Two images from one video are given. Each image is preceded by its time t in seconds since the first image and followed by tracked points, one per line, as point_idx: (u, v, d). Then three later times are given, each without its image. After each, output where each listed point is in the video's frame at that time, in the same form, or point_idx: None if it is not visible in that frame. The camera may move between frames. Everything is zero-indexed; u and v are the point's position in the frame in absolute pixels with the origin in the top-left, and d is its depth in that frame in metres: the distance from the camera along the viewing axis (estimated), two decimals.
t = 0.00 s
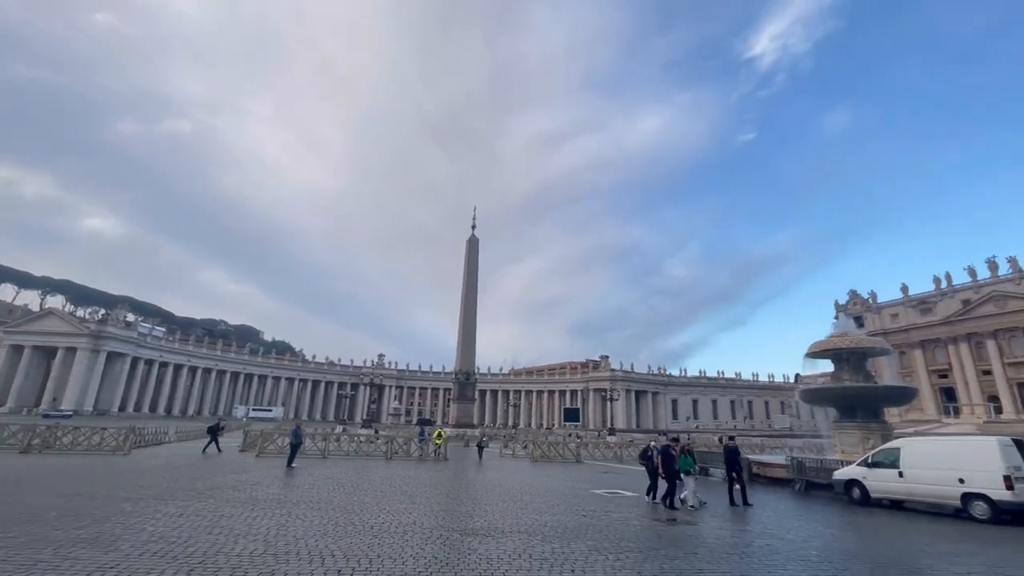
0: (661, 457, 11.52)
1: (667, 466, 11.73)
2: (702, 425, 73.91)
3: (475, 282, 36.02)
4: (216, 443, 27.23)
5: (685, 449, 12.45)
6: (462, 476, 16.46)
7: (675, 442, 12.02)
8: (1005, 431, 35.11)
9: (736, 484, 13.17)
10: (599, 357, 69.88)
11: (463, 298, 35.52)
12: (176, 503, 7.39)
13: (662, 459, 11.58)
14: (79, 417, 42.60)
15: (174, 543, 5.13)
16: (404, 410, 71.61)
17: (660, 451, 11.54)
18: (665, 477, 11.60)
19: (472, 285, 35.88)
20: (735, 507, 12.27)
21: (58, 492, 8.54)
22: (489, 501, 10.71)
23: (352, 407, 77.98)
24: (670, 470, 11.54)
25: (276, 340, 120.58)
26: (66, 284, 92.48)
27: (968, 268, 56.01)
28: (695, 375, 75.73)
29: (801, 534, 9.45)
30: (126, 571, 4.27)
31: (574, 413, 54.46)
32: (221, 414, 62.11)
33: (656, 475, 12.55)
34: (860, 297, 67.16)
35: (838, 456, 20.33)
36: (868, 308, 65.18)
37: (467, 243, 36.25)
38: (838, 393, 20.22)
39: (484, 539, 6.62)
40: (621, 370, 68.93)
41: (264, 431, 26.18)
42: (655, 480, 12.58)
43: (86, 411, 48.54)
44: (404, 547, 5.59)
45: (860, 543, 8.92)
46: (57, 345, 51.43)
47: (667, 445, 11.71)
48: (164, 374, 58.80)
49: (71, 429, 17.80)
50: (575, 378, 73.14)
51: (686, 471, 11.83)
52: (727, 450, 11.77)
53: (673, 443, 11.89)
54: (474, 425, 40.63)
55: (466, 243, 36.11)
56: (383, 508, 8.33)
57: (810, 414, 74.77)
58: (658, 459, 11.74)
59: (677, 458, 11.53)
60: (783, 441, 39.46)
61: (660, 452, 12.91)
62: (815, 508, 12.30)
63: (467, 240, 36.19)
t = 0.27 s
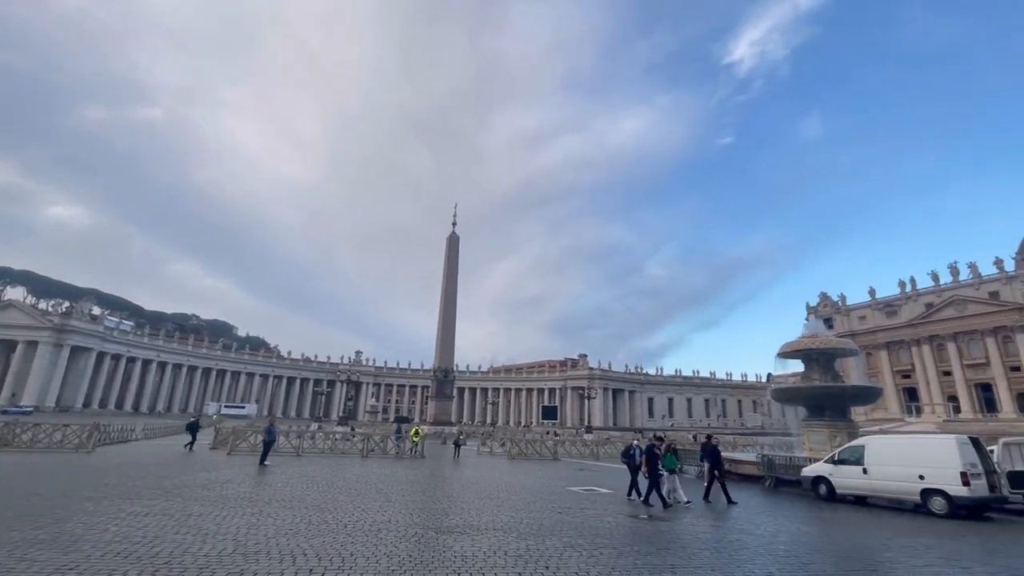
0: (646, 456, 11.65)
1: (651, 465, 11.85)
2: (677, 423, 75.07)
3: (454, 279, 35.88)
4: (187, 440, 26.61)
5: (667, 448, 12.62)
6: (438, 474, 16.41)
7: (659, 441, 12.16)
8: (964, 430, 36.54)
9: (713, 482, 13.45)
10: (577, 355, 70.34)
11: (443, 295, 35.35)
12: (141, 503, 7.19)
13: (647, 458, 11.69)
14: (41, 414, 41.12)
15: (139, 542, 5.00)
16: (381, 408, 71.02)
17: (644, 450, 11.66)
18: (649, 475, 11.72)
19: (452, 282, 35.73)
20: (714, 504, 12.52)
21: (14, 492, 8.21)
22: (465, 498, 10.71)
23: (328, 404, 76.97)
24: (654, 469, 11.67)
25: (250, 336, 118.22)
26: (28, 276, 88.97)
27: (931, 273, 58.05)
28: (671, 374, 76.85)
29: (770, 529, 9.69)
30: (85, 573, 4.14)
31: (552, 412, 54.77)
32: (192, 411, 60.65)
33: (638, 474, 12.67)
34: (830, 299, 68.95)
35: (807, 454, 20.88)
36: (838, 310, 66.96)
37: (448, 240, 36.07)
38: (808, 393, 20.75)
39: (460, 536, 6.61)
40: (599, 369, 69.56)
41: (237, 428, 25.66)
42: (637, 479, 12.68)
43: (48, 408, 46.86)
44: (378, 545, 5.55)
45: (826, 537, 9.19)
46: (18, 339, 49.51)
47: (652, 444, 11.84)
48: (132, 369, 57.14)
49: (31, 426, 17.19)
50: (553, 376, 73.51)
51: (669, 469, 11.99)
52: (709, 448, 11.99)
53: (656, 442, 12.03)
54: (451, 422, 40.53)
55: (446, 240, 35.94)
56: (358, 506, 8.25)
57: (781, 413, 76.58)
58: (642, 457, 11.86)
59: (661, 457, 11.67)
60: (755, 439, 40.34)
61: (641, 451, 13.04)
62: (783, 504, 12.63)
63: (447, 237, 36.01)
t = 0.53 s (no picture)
0: (634, 454, 11.71)
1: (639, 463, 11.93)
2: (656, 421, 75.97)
3: (436, 276, 35.69)
4: (159, 437, 25.97)
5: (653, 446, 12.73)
6: (417, 471, 16.32)
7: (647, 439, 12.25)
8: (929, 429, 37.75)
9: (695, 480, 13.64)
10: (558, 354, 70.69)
11: (425, 293, 35.13)
12: (107, 501, 6.99)
13: (635, 457, 11.76)
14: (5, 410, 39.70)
15: (105, 542, 4.86)
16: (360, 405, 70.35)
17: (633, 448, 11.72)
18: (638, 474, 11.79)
19: (434, 280, 35.53)
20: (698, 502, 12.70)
21: None
22: (443, 496, 10.67)
23: (306, 401, 75.93)
24: (642, 467, 11.74)
25: (226, 331, 115.95)
26: None
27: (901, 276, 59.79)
28: (650, 373, 77.72)
29: (743, 524, 9.88)
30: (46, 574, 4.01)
31: (532, 409, 54.91)
32: (164, 408, 59.23)
33: (624, 472, 12.73)
34: (805, 300, 70.49)
35: (780, 452, 21.32)
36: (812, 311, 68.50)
37: (430, 237, 35.85)
38: (782, 392, 21.18)
39: (437, 534, 6.59)
40: (579, 367, 69.99)
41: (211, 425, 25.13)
42: (622, 477, 12.75)
43: (12, 404, 45.28)
44: (353, 543, 5.49)
45: (796, 532, 9.41)
46: None
47: (640, 443, 11.91)
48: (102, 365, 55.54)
49: None
50: (534, 374, 73.72)
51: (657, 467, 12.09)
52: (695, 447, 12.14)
53: (644, 440, 12.12)
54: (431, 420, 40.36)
55: (429, 237, 35.70)
56: (335, 505, 8.15)
57: (756, 411, 78.05)
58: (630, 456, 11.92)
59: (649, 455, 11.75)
60: (731, 437, 41.02)
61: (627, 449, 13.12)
62: (756, 501, 12.88)
63: (430, 234, 35.79)
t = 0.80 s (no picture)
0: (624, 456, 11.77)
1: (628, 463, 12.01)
2: (637, 419, 76.69)
3: (420, 272, 35.47)
4: (132, 434, 25.35)
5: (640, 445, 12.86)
6: (398, 469, 16.24)
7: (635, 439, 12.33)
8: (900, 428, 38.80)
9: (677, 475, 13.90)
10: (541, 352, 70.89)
11: (408, 289, 34.88)
12: (75, 500, 6.81)
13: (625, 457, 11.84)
14: None
15: (71, 541, 4.73)
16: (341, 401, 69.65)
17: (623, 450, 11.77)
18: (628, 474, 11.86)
19: (418, 277, 35.31)
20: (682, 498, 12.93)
21: None
22: (423, 493, 10.62)
23: (286, 398, 74.91)
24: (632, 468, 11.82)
25: (204, 326, 113.77)
26: None
27: (875, 279, 61.26)
28: (632, 372, 78.43)
29: (719, 521, 10.04)
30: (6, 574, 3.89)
31: (514, 407, 54.95)
32: (138, 404, 57.90)
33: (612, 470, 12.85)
34: (783, 301, 71.80)
35: (757, 450, 21.70)
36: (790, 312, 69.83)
37: (414, 233, 35.60)
38: (760, 391, 21.56)
39: (416, 531, 6.56)
40: (562, 365, 70.29)
41: (187, 422, 24.61)
42: (610, 475, 12.78)
43: None
44: (329, 541, 5.43)
45: (770, 529, 9.60)
46: None
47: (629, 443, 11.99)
48: (73, 359, 54.04)
49: None
50: (517, 372, 73.83)
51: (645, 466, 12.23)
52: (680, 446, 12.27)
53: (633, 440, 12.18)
54: (413, 417, 40.15)
55: (413, 233, 35.43)
56: (313, 502, 8.05)
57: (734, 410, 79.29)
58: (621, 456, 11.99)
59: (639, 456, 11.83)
60: (710, 435, 41.55)
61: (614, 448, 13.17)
62: (733, 498, 13.11)
63: (414, 230, 35.55)
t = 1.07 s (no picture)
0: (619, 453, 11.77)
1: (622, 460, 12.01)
2: (619, 417, 77.32)
3: (405, 268, 35.23)
4: (105, 429, 24.71)
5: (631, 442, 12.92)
6: (379, 466, 16.11)
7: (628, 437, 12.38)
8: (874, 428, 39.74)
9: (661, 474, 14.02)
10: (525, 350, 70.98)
11: (392, 285, 34.61)
12: (40, 497, 6.60)
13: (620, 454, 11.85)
14: None
15: (32, 540, 4.57)
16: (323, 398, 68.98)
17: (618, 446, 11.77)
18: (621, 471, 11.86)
19: (403, 273, 35.05)
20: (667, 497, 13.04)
21: None
22: (402, 491, 10.53)
23: (266, 393, 73.84)
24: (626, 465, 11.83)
25: (182, 320, 111.56)
26: None
27: (853, 282, 62.59)
28: (615, 370, 78.99)
29: (696, 518, 10.15)
30: None
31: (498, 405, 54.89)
32: (113, 398, 56.57)
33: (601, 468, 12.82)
34: (764, 302, 72.98)
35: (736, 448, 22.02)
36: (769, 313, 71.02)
37: (400, 229, 35.32)
38: (740, 391, 21.87)
39: (393, 529, 6.49)
40: (546, 363, 70.48)
41: (163, 417, 24.07)
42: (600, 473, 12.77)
43: None
44: (302, 540, 5.35)
45: (746, 526, 9.73)
46: None
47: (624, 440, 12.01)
48: (44, 352, 52.54)
49: None
50: (500, 369, 73.83)
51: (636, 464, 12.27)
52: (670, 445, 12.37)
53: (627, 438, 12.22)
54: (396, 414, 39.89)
55: (398, 229, 35.19)
56: (289, 500, 7.92)
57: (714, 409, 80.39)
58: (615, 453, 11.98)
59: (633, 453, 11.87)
60: (690, 434, 42.00)
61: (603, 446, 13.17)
62: (711, 495, 13.27)
63: (399, 226, 35.26)
